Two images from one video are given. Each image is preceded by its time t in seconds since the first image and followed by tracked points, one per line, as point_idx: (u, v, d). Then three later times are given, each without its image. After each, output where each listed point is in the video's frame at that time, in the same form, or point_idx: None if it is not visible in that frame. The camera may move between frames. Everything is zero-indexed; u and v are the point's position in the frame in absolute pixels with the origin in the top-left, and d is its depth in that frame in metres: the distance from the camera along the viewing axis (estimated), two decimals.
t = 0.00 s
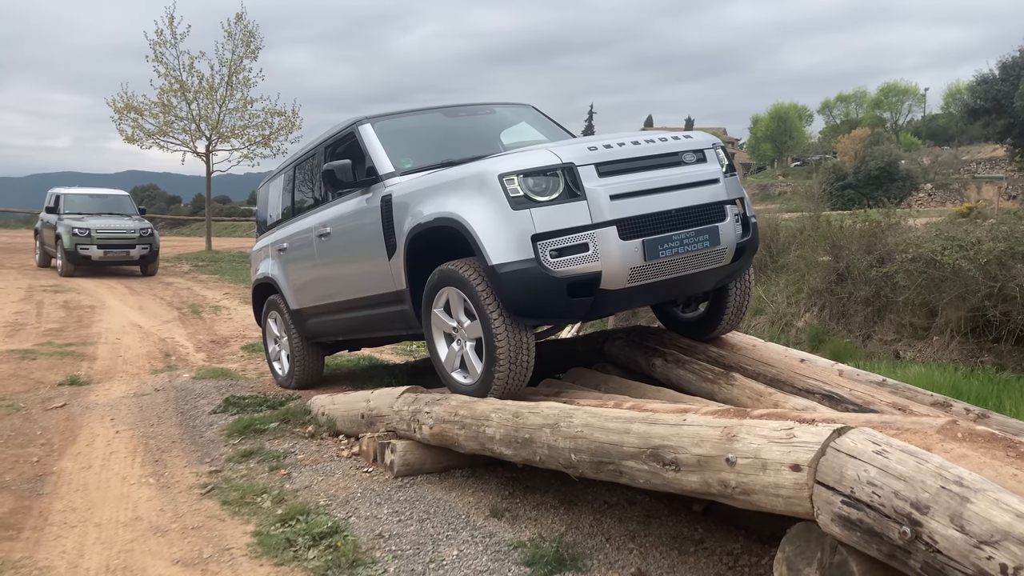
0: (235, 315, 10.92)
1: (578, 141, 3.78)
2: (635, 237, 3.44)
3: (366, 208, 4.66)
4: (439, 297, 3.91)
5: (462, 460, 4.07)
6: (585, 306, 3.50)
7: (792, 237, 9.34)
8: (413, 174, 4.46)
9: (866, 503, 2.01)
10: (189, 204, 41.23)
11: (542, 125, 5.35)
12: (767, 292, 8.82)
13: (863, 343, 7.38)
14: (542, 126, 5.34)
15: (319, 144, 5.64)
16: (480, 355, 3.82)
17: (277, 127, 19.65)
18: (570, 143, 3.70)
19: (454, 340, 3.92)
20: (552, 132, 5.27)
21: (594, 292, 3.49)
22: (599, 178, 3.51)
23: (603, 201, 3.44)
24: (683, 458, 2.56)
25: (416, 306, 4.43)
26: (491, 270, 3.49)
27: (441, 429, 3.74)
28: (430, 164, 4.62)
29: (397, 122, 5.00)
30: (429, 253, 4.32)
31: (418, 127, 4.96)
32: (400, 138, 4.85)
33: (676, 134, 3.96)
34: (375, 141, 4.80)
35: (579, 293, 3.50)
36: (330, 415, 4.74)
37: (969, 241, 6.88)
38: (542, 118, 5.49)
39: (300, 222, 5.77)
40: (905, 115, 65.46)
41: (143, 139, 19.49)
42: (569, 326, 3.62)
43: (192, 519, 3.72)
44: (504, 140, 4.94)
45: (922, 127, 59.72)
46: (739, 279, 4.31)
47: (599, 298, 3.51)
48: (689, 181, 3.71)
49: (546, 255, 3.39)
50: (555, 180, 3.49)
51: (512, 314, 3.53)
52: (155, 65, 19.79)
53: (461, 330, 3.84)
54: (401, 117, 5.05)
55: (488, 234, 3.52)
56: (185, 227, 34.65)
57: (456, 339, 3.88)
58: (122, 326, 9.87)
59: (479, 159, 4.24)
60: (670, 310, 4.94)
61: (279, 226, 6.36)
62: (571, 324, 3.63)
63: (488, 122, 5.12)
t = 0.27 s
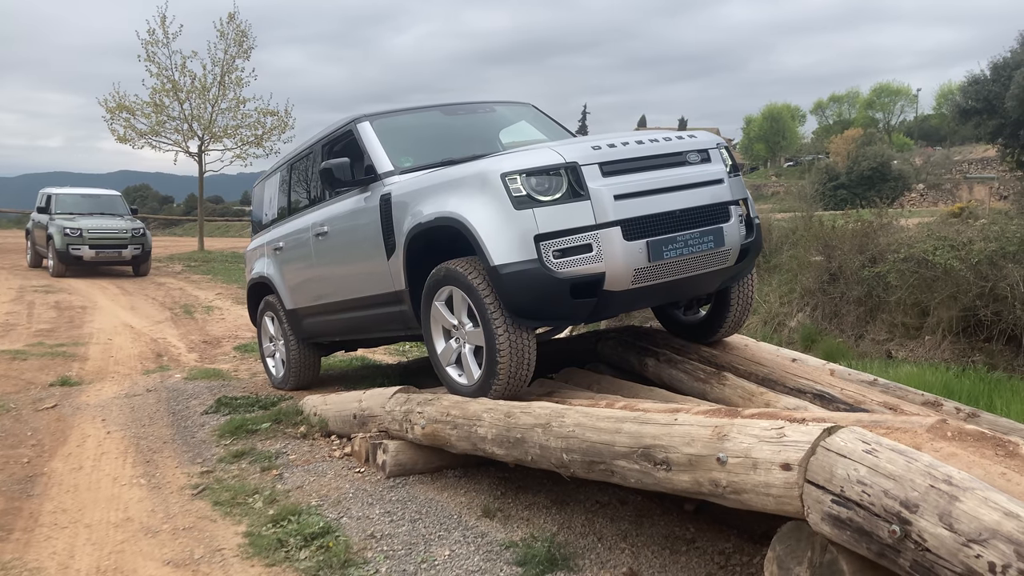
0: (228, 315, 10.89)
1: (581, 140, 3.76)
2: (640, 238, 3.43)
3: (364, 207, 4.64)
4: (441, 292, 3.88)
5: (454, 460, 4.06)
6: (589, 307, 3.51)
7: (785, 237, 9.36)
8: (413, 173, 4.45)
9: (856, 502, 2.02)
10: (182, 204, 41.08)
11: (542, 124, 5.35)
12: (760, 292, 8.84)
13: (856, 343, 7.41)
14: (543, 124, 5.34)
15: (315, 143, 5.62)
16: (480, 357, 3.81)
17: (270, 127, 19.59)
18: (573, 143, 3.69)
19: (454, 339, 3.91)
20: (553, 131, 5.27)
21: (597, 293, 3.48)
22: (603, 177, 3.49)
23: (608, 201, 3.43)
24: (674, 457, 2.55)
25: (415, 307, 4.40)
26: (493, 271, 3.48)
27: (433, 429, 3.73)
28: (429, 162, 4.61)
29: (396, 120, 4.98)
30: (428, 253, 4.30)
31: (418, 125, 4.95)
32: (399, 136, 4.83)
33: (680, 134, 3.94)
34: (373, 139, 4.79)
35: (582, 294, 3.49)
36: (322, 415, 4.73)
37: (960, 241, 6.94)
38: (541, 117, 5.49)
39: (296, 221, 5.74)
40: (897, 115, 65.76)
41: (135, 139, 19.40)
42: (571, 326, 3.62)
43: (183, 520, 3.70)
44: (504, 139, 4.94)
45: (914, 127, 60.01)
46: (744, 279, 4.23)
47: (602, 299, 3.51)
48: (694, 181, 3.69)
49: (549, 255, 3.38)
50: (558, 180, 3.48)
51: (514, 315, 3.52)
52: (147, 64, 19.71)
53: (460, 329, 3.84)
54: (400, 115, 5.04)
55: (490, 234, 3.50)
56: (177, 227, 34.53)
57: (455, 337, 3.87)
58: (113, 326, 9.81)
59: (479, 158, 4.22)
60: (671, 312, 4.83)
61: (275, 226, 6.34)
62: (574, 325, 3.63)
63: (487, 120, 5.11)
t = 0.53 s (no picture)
0: (222, 316, 10.86)
1: (585, 140, 3.76)
2: (644, 239, 3.43)
3: (363, 206, 4.63)
4: (442, 291, 3.88)
5: (448, 461, 4.05)
6: (592, 309, 3.51)
7: (778, 237, 9.39)
8: (413, 172, 4.44)
9: (848, 502, 2.03)
10: (176, 204, 40.96)
11: (542, 124, 5.35)
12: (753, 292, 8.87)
13: (849, 343, 7.44)
14: (542, 123, 5.34)
15: (312, 142, 5.60)
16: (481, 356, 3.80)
17: (264, 127, 19.55)
18: (576, 142, 3.68)
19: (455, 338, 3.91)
20: (553, 130, 5.27)
21: (600, 293, 3.48)
22: (607, 177, 3.49)
23: (612, 201, 3.43)
24: (667, 458, 2.54)
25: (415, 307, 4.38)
26: (496, 272, 3.48)
27: (427, 430, 3.72)
28: (429, 162, 4.60)
29: (396, 119, 4.97)
30: (429, 253, 4.29)
31: (417, 125, 4.94)
32: (398, 135, 4.82)
33: (684, 134, 3.95)
34: (373, 138, 4.77)
35: (585, 295, 3.49)
36: (316, 416, 4.71)
37: (953, 242, 7.00)
38: (541, 116, 5.49)
39: (294, 221, 5.72)
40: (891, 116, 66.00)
41: (128, 139, 19.33)
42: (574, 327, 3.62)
43: (176, 522, 3.69)
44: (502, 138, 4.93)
45: (907, 128, 60.26)
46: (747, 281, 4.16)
47: (606, 300, 3.51)
48: (698, 182, 3.70)
49: (553, 256, 3.37)
50: (561, 179, 3.47)
51: (517, 317, 3.52)
52: (141, 64, 19.64)
53: (462, 329, 3.84)
54: (399, 115, 5.03)
55: (492, 234, 3.50)
56: (171, 227, 34.41)
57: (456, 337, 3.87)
58: (107, 327, 9.77)
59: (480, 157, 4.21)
60: (672, 314, 4.76)
61: (271, 225, 6.31)
62: (577, 326, 3.63)
63: (487, 119, 5.11)
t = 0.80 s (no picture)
0: (217, 316, 10.82)
1: (586, 139, 3.75)
2: (646, 240, 3.42)
3: (361, 205, 4.61)
4: (442, 292, 3.87)
5: (443, 461, 4.04)
6: (592, 309, 3.51)
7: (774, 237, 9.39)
8: (412, 171, 4.43)
9: (844, 502, 2.03)
10: (170, 204, 40.83)
11: (542, 123, 5.35)
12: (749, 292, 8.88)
13: (844, 343, 7.47)
14: (541, 122, 5.33)
15: (310, 141, 5.57)
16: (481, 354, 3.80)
17: (259, 127, 19.50)
18: (578, 142, 3.67)
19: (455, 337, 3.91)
20: (552, 129, 5.27)
21: (601, 294, 3.48)
22: (608, 177, 3.48)
23: (613, 201, 3.42)
24: (663, 458, 2.53)
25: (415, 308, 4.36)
26: (496, 273, 3.47)
27: (422, 430, 3.71)
28: (429, 161, 4.58)
29: (395, 118, 4.96)
30: (429, 253, 4.28)
31: (417, 124, 4.92)
32: (398, 134, 4.81)
33: (686, 134, 3.95)
34: (372, 137, 4.76)
35: (586, 296, 3.49)
36: (311, 416, 4.70)
37: (948, 242, 7.02)
38: (541, 116, 5.48)
39: (291, 220, 5.69)
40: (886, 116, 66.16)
41: (123, 138, 19.25)
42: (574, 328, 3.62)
43: (171, 522, 3.67)
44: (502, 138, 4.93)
45: (902, 128, 60.43)
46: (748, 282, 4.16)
47: (606, 301, 3.50)
48: (699, 182, 3.70)
49: (553, 256, 3.37)
50: (562, 179, 3.46)
51: (517, 318, 3.51)
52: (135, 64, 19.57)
53: (462, 328, 3.84)
54: (398, 113, 5.01)
55: (493, 234, 3.49)
56: (166, 227, 34.31)
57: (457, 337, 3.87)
58: (101, 327, 9.73)
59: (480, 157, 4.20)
60: (672, 315, 4.76)
61: (268, 224, 6.28)
62: (577, 326, 3.63)
63: (486, 119, 5.10)
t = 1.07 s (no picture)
0: (213, 316, 10.79)
1: (588, 138, 3.75)
2: (648, 239, 3.42)
3: (361, 204, 4.60)
4: (443, 290, 3.87)
5: (441, 461, 4.04)
6: (594, 308, 3.51)
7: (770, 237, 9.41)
8: (412, 170, 4.42)
9: (842, 501, 2.03)
10: (166, 205, 40.73)
11: (542, 122, 5.35)
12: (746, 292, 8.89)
13: (840, 342, 7.50)
14: (541, 121, 5.34)
15: (309, 140, 5.56)
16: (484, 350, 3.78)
17: (254, 127, 19.46)
18: (580, 140, 3.67)
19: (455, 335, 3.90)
20: (551, 129, 5.27)
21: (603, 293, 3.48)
22: (611, 176, 3.48)
23: (615, 200, 3.42)
24: (660, 458, 2.52)
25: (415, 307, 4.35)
26: (498, 271, 3.47)
27: (420, 430, 3.70)
28: (429, 160, 4.58)
29: (395, 117, 4.95)
30: (429, 251, 4.27)
31: (417, 122, 4.92)
32: (398, 133, 4.80)
33: (689, 132, 3.95)
34: (372, 136, 4.75)
35: (588, 294, 3.49)
36: (308, 416, 4.68)
37: (943, 242, 7.06)
38: (541, 115, 5.49)
39: (289, 219, 5.68)
40: (881, 116, 66.32)
41: (118, 139, 19.19)
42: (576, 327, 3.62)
43: (168, 523, 3.65)
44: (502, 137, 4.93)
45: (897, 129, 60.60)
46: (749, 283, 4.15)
47: (608, 299, 3.50)
48: (702, 181, 3.70)
49: (555, 255, 3.36)
50: (564, 178, 3.46)
51: (519, 316, 3.50)
52: (131, 64, 19.51)
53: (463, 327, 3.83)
54: (399, 112, 5.01)
55: (494, 232, 3.49)
56: (161, 227, 34.23)
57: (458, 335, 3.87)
58: (97, 328, 9.69)
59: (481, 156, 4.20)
60: (673, 317, 4.75)
61: (266, 224, 6.26)
62: (579, 325, 3.62)
63: (486, 118, 5.10)
